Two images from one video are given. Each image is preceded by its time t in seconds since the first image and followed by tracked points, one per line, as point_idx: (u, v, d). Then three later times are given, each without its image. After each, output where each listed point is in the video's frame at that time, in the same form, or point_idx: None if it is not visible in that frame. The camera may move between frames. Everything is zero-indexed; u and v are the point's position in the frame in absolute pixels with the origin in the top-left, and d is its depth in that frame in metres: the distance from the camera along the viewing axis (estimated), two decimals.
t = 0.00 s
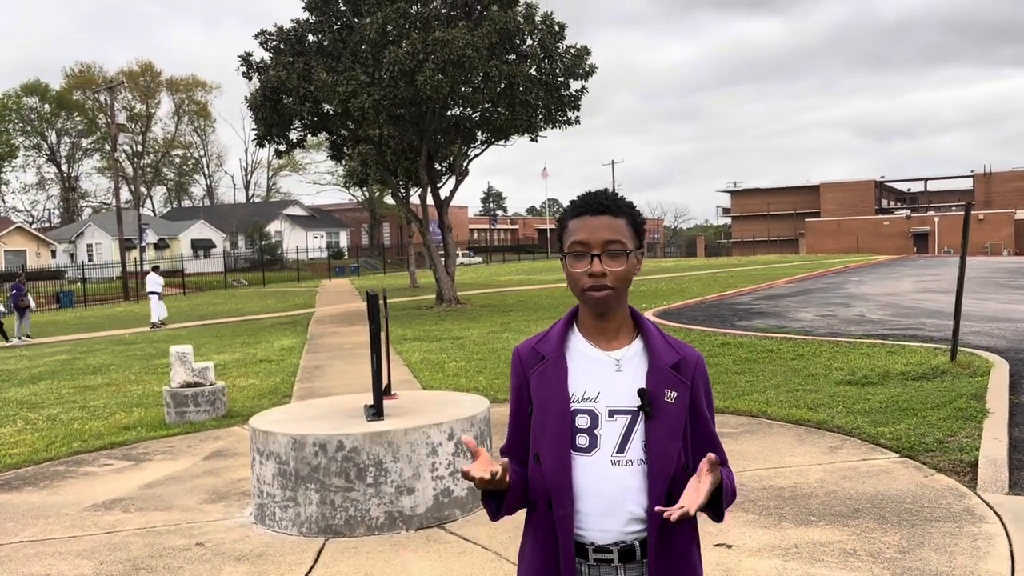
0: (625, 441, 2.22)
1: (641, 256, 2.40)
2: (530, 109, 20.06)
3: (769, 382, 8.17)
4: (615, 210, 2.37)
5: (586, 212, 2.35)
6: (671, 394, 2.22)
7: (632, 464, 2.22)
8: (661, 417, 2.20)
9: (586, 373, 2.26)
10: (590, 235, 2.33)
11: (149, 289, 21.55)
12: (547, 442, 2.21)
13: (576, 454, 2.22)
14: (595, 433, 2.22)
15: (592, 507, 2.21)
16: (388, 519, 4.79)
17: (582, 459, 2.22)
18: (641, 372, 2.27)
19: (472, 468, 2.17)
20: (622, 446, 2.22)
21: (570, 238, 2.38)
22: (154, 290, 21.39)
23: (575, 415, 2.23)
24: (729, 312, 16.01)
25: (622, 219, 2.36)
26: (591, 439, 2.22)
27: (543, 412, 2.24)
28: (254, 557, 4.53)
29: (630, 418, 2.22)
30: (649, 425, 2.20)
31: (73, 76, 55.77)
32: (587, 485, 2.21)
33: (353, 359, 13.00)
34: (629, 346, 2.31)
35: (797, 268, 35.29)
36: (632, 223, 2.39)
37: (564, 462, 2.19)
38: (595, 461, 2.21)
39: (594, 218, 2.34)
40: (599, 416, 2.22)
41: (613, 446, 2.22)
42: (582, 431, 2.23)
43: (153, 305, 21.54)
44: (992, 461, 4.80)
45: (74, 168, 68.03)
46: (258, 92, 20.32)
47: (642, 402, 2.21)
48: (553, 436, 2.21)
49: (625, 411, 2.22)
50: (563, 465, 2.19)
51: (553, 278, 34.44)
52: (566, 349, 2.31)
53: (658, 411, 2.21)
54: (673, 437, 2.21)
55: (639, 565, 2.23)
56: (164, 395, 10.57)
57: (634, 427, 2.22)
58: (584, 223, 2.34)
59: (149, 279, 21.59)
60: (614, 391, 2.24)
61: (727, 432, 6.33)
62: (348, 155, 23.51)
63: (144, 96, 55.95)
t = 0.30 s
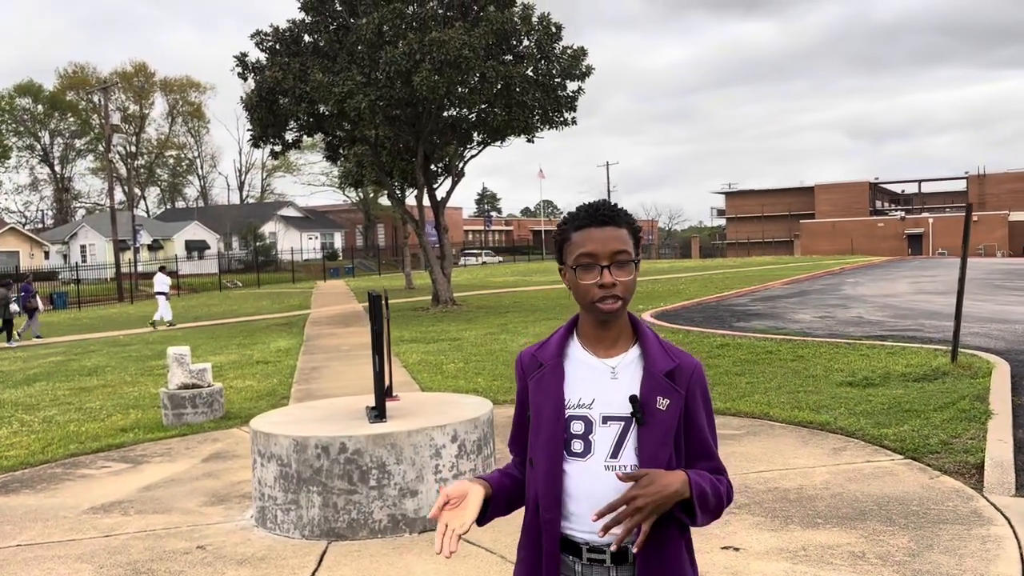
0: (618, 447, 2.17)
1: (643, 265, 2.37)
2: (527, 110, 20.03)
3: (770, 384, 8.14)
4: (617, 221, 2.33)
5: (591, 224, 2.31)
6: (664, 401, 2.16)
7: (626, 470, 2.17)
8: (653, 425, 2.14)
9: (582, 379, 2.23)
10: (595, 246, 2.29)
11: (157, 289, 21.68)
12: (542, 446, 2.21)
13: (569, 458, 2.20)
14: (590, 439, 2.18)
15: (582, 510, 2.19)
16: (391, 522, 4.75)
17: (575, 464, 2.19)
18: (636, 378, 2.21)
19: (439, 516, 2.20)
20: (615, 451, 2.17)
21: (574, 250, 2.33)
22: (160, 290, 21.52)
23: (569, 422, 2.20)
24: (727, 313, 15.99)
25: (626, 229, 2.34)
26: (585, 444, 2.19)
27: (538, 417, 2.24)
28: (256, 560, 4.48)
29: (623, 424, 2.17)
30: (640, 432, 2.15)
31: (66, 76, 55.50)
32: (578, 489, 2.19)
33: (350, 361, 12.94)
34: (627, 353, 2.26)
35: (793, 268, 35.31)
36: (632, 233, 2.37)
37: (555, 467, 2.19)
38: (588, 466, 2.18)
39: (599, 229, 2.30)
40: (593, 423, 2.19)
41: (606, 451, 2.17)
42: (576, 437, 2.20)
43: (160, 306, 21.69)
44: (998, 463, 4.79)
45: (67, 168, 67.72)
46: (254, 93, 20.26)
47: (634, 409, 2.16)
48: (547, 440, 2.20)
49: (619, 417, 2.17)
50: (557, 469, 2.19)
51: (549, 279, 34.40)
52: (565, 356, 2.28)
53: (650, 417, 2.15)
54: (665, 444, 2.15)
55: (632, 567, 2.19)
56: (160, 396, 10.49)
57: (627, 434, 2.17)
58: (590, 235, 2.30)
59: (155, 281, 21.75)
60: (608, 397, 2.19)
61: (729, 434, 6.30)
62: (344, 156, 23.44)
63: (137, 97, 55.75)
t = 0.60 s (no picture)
0: (617, 437, 2.14)
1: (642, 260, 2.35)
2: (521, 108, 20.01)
3: (766, 382, 8.15)
4: (616, 216, 2.31)
5: (590, 219, 2.29)
6: (662, 390, 2.14)
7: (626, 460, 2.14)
8: (652, 414, 2.11)
9: (581, 370, 2.21)
10: (595, 241, 2.26)
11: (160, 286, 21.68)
12: (538, 438, 2.19)
13: (568, 448, 2.18)
14: (589, 429, 2.16)
15: (581, 498, 2.16)
16: (391, 520, 4.73)
17: (574, 453, 2.17)
18: (636, 369, 2.19)
19: (446, 500, 2.19)
20: (615, 441, 2.15)
21: (572, 245, 2.31)
22: (162, 286, 21.51)
23: (568, 412, 2.18)
24: (721, 311, 16.02)
25: (624, 226, 2.31)
26: (584, 434, 2.16)
27: (535, 408, 2.22)
28: (255, 559, 4.46)
29: (622, 414, 2.14)
30: (640, 422, 2.12)
31: (57, 74, 55.18)
32: (578, 480, 2.16)
33: (345, 359, 12.90)
34: (626, 345, 2.23)
35: (786, 267, 35.42)
36: (632, 229, 2.34)
37: (552, 457, 2.17)
38: (587, 456, 2.16)
39: (598, 224, 2.28)
40: (592, 413, 2.16)
41: (605, 441, 2.15)
42: (575, 427, 2.18)
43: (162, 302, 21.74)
44: (998, 461, 4.80)
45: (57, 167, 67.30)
46: (246, 90, 20.17)
47: (633, 398, 2.13)
48: (543, 432, 2.18)
49: (618, 408, 2.15)
50: (554, 460, 2.17)
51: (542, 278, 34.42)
52: (564, 349, 2.27)
53: (649, 407, 2.12)
54: (665, 434, 2.12)
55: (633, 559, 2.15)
56: (154, 395, 10.43)
57: (626, 423, 2.14)
58: (588, 230, 2.28)
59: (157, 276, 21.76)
60: (607, 388, 2.17)
61: (728, 432, 6.31)
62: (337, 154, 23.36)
63: (128, 95, 55.44)
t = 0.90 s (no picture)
0: (623, 433, 2.13)
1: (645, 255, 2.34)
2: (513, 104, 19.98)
3: (760, 378, 8.18)
4: (618, 212, 2.30)
5: (593, 214, 2.28)
6: (667, 385, 2.13)
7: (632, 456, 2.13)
8: (657, 410, 2.10)
9: (584, 367, 2.19)
10: (599, 236, 2.25)
11: (160, 283, 21.75)
12: (542, 436, 2.18)
13: (572, 445, 2.17)
14: (595, 425, 2.14)
15: (587, 496, 2.15)
16: (387, 518, 4.71)
17: (579, 450, 2.16)
18: (640, 365, 2.18)
19: (472, 508, 2.22)
20: (621, 437, 2.13)
21: (575, 240, 2.30)
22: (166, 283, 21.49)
23: (573, 409, 2.16)
24: (713, 308, 16.05)
25: (628, 220, 2.30)
26: (590, 431, 2.15)
27: (538, 407, 2.20)
28: (251, 558, 4.43)
29: (628, 410, 2.13)
30: (645, 417, 2.11)
31: (45, 69, 54.74)
32: (584, 478, 2.14)
33: (337, 356, 12.86)
34: (629, 341, 2.22)
35: (777, 263, 35.54)
36: (635, 223, 2.33)
37: (557, 456, 2.16)
38: (593, 454, 2.14)
39: (600, 219, 2.27)
40: (598, 410, 2.15)
41: (611, 437, 2.14)
42: (580, 423, 2.16)
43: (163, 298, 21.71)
44: (993, 457, 4.82)
45: (46, 163, 66.82)
46: (237, 86, 20.06)
47: (638, 393, 2.12)
48: (548, 430, 2.17)
49: (623, 403, 2.14)
50: (558, 458, 2.16)
51: (534, 275, 34.43)
52: (568, 346, 2.25)
53: (654, 402, 2.11)
54: (669, 428, 2.11)
55: (639, 558, 2.14)
56: (146, 392, 10.38)
57: (631, 419, 2.13)
58: (591, 225, 2.27)
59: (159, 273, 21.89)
60: (612, 384, 2.16)
61: (724, 428, 6.32)
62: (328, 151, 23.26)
63: (117, 91, 55.07)
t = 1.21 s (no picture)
0: (631, 426, 2.12)
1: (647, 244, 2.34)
2: (505, 99, 19.94)
3: (754, 373, 8.19)
4: (621, 201, 2.29)
5: (596, 203, 2.27)
6: (674, 376, 2.12)
7: (639, 448, 2.12)
8: (664, 401, 2.10)
9: (589, 361, 2.18)
10: (603, 224, 2.24)
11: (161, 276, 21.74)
12: (548, 431, 2.16)
13: (579, 438, 2.15)
14: (602, 419, 2.13)
15: (595, 489, 2.14)
16: (382, 514, 4.69)
17: (586, 444, 2.15)
18: (645, 357, 2.18)
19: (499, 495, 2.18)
20: (628, 429, 2.13)
21: (578, 229, 2.28)
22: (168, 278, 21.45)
23: (579, 403, 2.15)
24: (705, 303, 16.08)
25: (631, 209, 2.30)
26: (597, 424, 2.14)
27: (543, 403, 2.18)
28: (245, 554, 4.40)
29: (634, 402, 2.12)
30: (652, 409, 2.11)
31: (33, 64, 54.37)
32: (592, 471, 2.13)
33: (329, 352, 12.82)
34: (633, 333, 2.21)
35: (768, 259, 35.61)
36: (637, 213, 2.32)
37: (564, 451, 2.14)
38: (600, 447, 2.14)
39: (603, 207, 2.26)
40: (604, 403, 2.14)
41: (618, 430, 2.13)
42: (587, 417, 2.15)
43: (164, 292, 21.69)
44: (987, 451, 4.84)
45: (34, 158, 66.31)
46: (228, 81, 19.93)
47: (645, 386, 2.12)
48: (554, 425, 2.15)
49: (629, 396, 2.13)
50: (564, 452, 2.14)
51: (526, 270, 34.42)
52: (572, 340, 2.23)
53: (660, 394, 2.11)
54: (676, 420, 2.11)
55: (646, 550, 2.13)
56: (137, 388, 10.32)
57: (637, 411, 2.12)
58: (595, 213, 2.26)
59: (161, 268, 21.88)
60: (618, 376, 2.15)
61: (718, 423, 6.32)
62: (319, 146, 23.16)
63: (106, 86, 54.66)
